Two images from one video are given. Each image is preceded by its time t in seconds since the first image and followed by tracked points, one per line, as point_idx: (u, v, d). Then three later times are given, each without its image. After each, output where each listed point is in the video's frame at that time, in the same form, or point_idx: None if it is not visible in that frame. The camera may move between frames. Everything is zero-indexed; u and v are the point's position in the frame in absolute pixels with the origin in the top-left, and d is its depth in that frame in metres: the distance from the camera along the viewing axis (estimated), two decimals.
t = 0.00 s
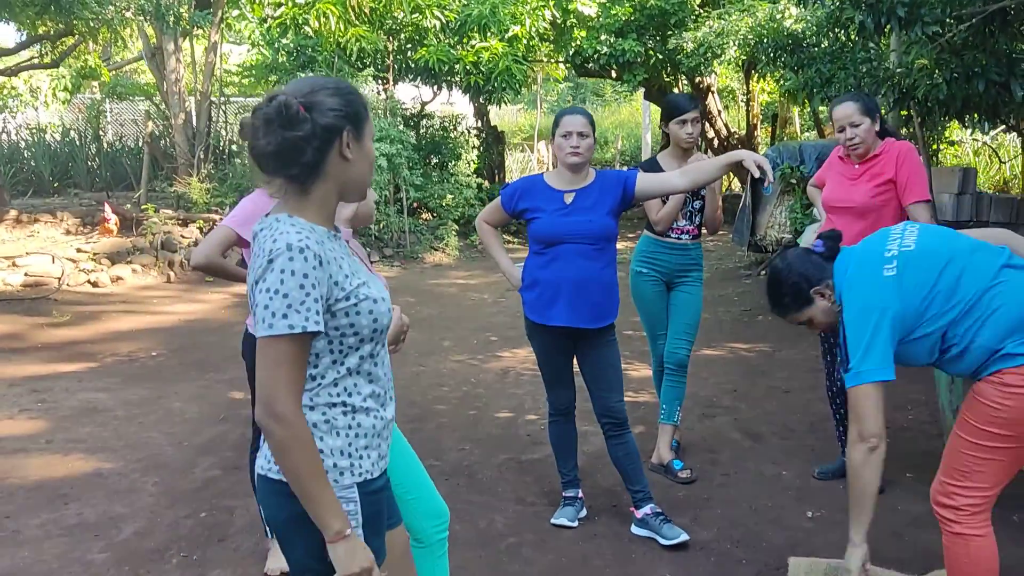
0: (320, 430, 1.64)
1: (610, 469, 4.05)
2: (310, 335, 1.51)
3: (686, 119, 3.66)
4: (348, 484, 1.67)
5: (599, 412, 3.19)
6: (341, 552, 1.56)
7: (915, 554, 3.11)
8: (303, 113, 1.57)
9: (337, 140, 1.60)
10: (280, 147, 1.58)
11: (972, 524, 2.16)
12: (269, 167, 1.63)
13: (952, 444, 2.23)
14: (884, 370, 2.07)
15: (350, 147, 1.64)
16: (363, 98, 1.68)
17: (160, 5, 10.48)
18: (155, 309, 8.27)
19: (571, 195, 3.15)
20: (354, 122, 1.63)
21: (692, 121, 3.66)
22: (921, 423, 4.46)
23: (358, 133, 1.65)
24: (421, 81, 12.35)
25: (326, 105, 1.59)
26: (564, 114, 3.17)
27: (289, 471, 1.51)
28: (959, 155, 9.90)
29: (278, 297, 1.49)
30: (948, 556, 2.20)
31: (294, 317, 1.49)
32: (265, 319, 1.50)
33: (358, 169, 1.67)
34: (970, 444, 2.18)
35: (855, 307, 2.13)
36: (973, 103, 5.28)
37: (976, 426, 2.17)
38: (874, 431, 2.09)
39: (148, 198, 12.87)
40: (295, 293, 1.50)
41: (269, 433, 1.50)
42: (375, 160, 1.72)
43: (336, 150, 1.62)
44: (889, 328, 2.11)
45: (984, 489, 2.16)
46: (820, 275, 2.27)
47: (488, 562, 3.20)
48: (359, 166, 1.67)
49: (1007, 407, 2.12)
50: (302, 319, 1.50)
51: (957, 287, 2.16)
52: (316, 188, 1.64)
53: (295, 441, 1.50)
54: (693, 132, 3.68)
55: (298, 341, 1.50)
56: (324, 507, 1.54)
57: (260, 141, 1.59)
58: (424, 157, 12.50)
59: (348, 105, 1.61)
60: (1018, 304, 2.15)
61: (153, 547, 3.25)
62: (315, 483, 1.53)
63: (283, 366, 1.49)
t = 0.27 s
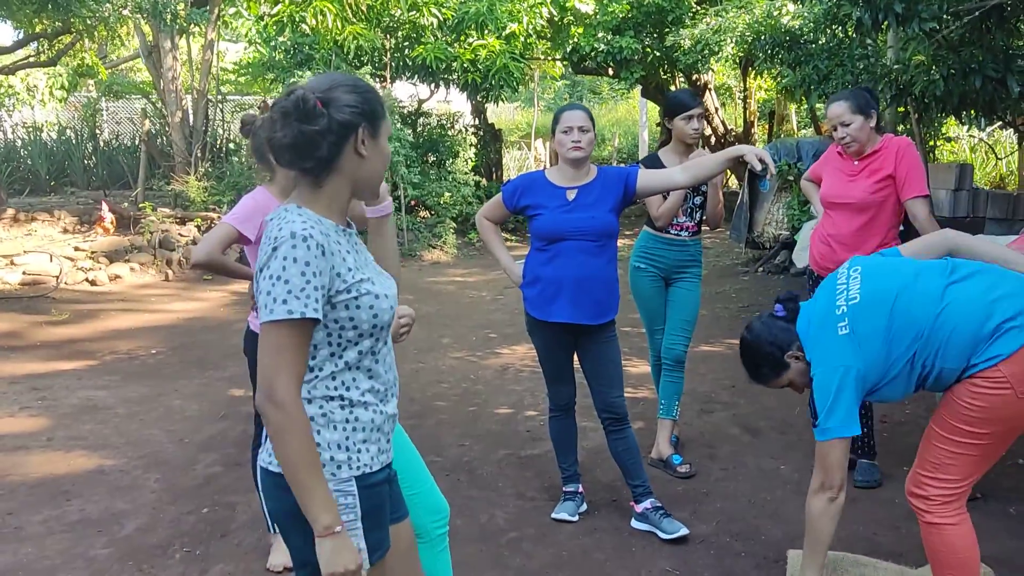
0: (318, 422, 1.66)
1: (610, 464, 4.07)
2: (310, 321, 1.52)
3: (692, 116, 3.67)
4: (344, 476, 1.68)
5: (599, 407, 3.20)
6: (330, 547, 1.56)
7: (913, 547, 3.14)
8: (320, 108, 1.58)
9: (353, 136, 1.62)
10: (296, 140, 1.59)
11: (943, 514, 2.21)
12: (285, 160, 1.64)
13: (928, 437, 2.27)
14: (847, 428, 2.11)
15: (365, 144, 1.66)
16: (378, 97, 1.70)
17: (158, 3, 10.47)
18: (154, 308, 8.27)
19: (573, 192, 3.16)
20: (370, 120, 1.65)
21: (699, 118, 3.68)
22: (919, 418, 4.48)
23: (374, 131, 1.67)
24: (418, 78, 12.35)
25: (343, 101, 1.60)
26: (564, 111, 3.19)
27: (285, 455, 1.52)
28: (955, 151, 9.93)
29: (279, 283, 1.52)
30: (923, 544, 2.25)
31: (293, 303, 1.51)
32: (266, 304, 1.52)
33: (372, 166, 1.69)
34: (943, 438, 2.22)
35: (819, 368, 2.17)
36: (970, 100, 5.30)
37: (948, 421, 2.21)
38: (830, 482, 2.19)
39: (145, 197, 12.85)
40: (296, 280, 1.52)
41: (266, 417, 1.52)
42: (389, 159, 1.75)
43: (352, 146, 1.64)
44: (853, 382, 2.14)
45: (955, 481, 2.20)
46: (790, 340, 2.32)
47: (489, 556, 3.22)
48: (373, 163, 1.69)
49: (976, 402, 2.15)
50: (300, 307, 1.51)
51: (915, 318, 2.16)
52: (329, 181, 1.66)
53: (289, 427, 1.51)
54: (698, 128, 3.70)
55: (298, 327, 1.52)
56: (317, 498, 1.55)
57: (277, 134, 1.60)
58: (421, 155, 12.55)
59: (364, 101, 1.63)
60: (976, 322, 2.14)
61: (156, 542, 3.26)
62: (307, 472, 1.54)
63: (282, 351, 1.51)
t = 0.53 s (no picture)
0: (311, 422, 1.66)
1: (611, 462, 4.07)
2: (295, 318, 1.52)
3: (697, 114, 3.67)
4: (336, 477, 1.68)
5: (600, 406, 3.21)
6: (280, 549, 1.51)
7: (914, 545, 3.14)
8: (329, 108, 1.58)
9: (362, 136, 1.62)
10: (307, 140, 1.59)
11: (965, 511, 2.21)
12: (294, 160, 1.64)
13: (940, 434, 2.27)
14: (860, 407, 2.13)
15: (376, 142, 1.66)
16: (388, 96, 1.70)
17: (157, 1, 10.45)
18: (153, 306, 8.26)
19: (575, 190, 3.15)
20: (379, 119, 1.64)
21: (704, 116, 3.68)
22: (919, 416, 4.49)
23: (384, 129, 1.67)
24: (417, 77, 12.34)
25: (352, 100, 1.60)
26: (567, 109, 3.19)
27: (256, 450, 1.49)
28: (955, 149, 9.93)
29: (267, 278, 1.52)
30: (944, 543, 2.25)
31: (279, 299, 1.51)
32: (254, 300, 1.52)
33: (381, 165, 1.69)
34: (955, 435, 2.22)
35: (825, 350, 2.20)
36: (970, 97, 5.30)
37: (958, 417, 2.21)
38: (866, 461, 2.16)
39: (144, 195, 12.84)
40: (283, 277, 1.52)
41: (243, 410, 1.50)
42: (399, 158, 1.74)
43: (362, 145, 1.64)
44: (854, 362, 2.17)
45: (972, 477, 2.20)
46: (790, 323, 2.39)
47: (491, 554, 3.22)
48: (383, 163, 1.69)
49: (982, 396, 2.15)
50: (285, 304, 1.51)
51: (917, 300, 2.18)
52: (340, 181, 1.66)
53: (268, 425, 1.50)
54: (703, 126, 3.70)
55: (284, 324, 1.52)
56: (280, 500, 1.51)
57: (287, 136, 1.60)
58: (420, 153, 12.55)
59: (373, 101, 1.63)
60: (977, 306, 2.15)
61: (157, 541, 3.26)
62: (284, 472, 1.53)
63: (263, 348, 1.51)
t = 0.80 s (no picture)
0: (320, 423, 1.66)
1: (611, 460, 4.08)
2: (305, 319, 1.52)
3: (700, 113, 3.68)
4: (348, 477, 1.68)
5: (601, 404, 3.21)
6: (282, 552, 1.52)
7: (913, 543, 3.14)
8: (333, 108, 1.58)
9: (366, 136, 1.62)
10: (310, 140, 1.59)
11: (978, 508, 2.23)
12: (296, 159, 1.64)
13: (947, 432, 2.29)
14: (868, 336, 2.11)
15: (378, 144, 1.66)
16: (391, 96, 1.71)
17: None
18: (153, 304, 8.26)
19: (576, 189, 3.15)
20: (383, 119, 1.65)
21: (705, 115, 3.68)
22: (919, 414, 4.49)
23: (387, 129, 1.67)
24: (416, 74, 12.34)
25: (356, 101, 1.60)
26: (568, 109, 3.19)
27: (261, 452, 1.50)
28: (954, 146, 9.93)
29: (276, 279, 1.52)
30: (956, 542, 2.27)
31: (289, 300, 1.51)
32: (262, 300, 1.52)
33: (384, 164, 1.69)
34: (963, 430, 2.24)
35: (842, 278, 2.19)
36: (970, 95, 5.29)
37: (966, 414, 2.23)
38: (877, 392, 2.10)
39: (144, 193, 12.84)
40: (293, 277, 1.52)
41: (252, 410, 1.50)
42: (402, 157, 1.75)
43: (364, 146, 1.64)
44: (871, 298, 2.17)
45: (983, 473, 2.23)
46: (811, 238, 2.30)
47: (491, 553, 3.23)
48: (385, 163, 1.69)
49: (990, 390, 2.18)
50: (296, 303, 1.51)
51: (938, 267, 2.21)
52: (342, 181, 1.66)
53: (276, 425, 1.50)
54: (705, 126, 3.70)
55: (294, 325, 1.52)
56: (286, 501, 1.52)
57: (290, 134, 1.59)
58: (419, 151, 12.56)
59: (377, 101, 1.63)
60: (994, 292, 2.18)
61: (158, 540, 3.26)
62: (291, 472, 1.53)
63: (270, 348, 1.51)
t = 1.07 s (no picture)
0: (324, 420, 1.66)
1: (610, 457, 4.08)
2: (316, 312, 1.52)
3: (697, 107, 3.68)
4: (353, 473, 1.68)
5: (600, 400, 3.21)
6: (351, 539, 1.54)
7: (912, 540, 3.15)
8: (327, 102, 1.59)
9: (360, 131, 1.62)
10: (304, 134, 1.59)
11: (971, 492, 2.37)
12: (292, 154, 1.64)
13: (938, 420, 2.42)
14: (916, 252, 2.24)
15: (373, 139, 1.66)
16: (388, 92, 1.70)
17: None
18: (152, 301, 8.26)
19: (576, 185, 3.15)
20: (378, 115, 1.64)
21: (704, 109, 3.68)
22: (918, 411, 4.50)
23: (382, 124, 1.66)
24: (415, 72, 12.33)
25: (351, 96, 1.60)
26: (568, 105, 3.20)
27: (298, 448, 1.51)
28: (953, 144, 9.93)
29: (284, 275, 1.52)
30: (949, 525, 2.40)
31: (298, 294, 1.51)
32: (271, 296, 1.52)
33: (379, 160, 1.68)
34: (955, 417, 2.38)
35: (901, 199, 2.31)
36: (970, 93, 5.29)
37: (963, 401, 2.37)
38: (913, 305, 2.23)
39: (143, 190, 12.83)
40: (301, 271, 1.52)
41: (278, 410, 1.52)
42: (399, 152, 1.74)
43: (360, 141, 1.64)
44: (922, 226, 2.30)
45: (976, 457, 2.37)
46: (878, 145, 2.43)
47: (491, 549, 3.23)
48: (380, 159, 1.69)
49: (983, 377, 2.35)
50: (308, 297, 1.51)
51: (975, 239, 2.37)
52: (337, 176, 1.66)
53: (309, 419, 1.51)
54: (704, 118, 3.71)
55: (303, 319, 1.51)
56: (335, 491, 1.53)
57: (285, 128, 1.60)
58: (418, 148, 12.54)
59: (372, 97, 1.63)
60: (1010, 282, 2.36)
61: (158, 535, 3.27)
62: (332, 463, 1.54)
63: (291, 345, 1.51)
